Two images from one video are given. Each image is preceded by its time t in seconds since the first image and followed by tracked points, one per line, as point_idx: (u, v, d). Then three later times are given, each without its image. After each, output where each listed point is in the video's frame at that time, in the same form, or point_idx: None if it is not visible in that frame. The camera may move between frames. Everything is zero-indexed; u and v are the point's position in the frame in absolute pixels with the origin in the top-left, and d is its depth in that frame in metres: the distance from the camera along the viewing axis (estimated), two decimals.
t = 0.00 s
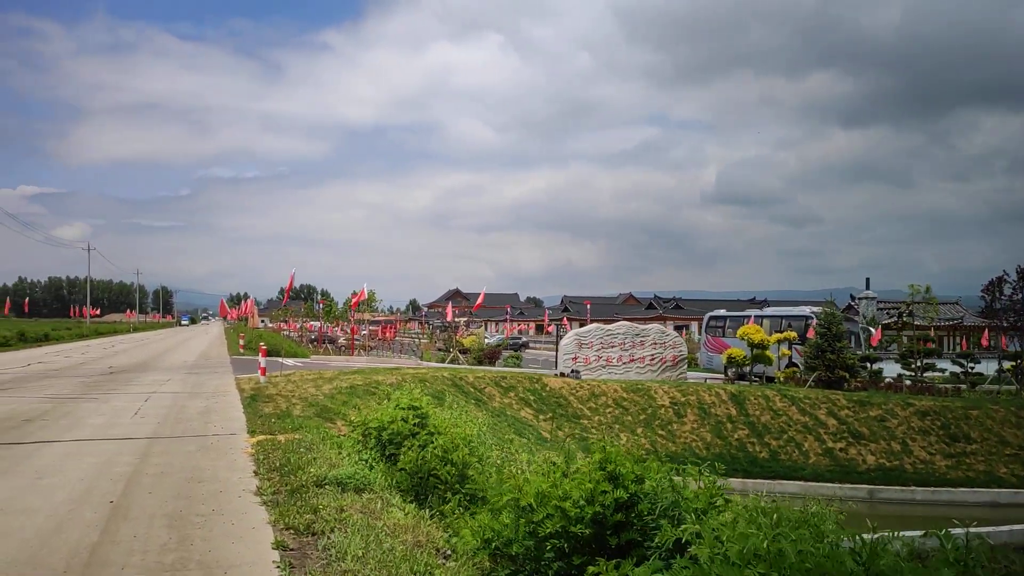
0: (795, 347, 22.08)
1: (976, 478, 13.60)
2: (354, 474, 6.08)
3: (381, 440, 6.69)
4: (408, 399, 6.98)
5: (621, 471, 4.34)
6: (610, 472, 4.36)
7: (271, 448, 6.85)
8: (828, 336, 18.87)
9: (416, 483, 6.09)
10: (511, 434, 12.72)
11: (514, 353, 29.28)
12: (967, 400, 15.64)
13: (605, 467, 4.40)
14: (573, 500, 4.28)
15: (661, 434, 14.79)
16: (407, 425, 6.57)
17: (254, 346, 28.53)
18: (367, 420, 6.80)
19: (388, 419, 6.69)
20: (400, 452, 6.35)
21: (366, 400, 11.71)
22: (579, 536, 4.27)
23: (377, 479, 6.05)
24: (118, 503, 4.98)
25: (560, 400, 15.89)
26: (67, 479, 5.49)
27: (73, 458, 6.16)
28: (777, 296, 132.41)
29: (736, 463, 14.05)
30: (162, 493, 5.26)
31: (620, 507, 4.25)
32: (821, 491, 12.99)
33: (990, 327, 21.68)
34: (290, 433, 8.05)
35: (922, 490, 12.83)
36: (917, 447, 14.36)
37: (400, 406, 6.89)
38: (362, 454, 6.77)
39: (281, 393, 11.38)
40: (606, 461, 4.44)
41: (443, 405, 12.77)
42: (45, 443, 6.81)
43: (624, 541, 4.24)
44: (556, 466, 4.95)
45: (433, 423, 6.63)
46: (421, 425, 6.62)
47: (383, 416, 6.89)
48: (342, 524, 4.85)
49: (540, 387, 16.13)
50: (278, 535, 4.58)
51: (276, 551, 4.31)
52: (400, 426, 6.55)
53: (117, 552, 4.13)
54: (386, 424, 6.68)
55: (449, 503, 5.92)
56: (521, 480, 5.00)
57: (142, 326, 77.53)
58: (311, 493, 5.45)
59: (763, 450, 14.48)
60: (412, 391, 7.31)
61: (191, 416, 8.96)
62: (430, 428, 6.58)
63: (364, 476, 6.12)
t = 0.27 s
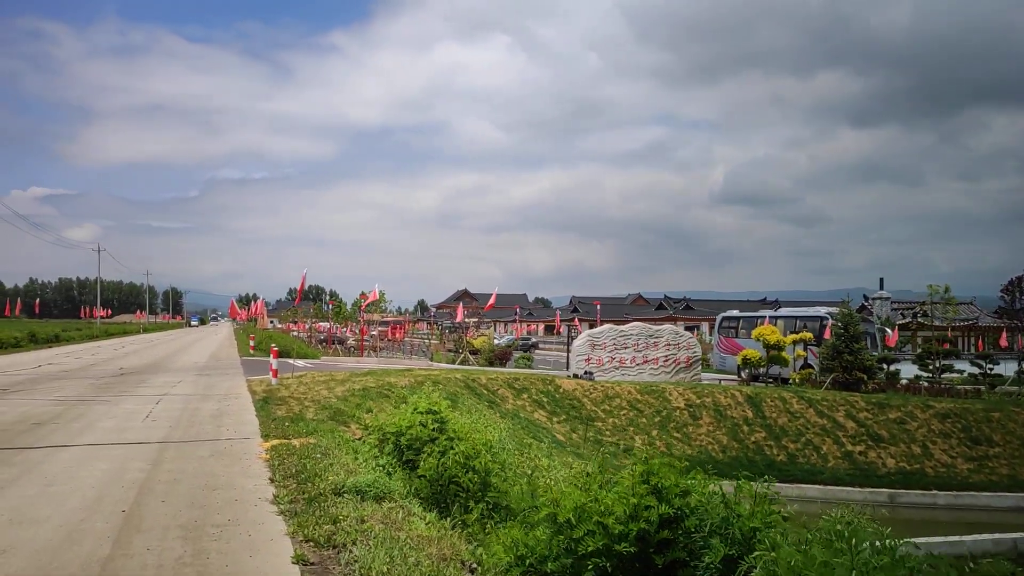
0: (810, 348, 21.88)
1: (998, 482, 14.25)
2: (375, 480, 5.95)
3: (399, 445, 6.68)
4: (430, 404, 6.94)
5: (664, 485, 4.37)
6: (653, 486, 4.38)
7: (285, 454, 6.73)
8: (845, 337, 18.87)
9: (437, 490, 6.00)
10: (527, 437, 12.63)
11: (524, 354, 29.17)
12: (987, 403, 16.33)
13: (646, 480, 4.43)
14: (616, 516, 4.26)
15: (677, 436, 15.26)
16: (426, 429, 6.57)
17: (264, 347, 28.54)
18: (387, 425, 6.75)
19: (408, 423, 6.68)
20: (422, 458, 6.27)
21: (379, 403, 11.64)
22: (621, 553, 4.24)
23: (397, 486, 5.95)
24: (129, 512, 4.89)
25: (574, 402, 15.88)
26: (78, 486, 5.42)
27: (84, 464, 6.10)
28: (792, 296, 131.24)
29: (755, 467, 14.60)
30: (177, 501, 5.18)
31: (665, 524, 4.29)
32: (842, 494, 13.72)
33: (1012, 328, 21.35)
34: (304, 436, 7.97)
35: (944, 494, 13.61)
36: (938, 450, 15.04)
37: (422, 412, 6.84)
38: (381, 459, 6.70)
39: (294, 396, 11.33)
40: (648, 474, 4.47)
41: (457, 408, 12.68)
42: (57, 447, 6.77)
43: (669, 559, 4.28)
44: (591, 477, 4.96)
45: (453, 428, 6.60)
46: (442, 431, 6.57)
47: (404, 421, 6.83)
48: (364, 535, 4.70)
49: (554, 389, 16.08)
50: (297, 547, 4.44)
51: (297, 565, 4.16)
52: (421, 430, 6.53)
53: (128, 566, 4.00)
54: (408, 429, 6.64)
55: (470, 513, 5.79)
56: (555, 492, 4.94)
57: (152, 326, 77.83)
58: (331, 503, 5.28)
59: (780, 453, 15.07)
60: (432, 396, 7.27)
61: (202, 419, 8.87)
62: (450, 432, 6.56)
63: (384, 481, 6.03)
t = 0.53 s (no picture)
0: (819, 348, 21.77)
1: (1014, 483, 14.31)
2: (385, 486, 5.79)
3: (410, 449, 6.60)
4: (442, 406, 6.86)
5: (700, 497, 4.04)
6: (689, 499, 4.05)
7: (292, 459, 6.63)
8: (855, 336, 19.05)
9: (451, 496, 5.95)
10: (536, 439, 12.51)
11: (529, 354, 29.08)
12: (1002, 403, 16.42)
13: (682, 493, 4.08)
14: (648, 531, 3.93)
15: (685, 437, 15.33)
16: (437, 432, 6.49)
17: (269, 347, 28.53)
18: (398, 428, 6.66)
19: (420, 427, 6.59)
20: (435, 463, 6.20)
21: (385, 405, 11.55)
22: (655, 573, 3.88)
23: (409, 492, 5.84)
24: (131, 522, 4.76)
25: (581, 403, 15.84)
26: (79, 494, 5.31)
27: (84, 470, 6.00)
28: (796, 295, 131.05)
29: (764, 468, 14.64)
30: (180, 509, 5.07)
31: (702, 539, 3.95)
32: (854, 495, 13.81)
33: None
34: (310, 440, 7.88)
35: (959, 496, 13.66)
36: (951, 451, 15.12)
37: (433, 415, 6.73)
38: (389, 463, 6.59)
39: (299, 397, 11.25)
40: (682, 486, 4.12)
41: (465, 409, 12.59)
42: (58, 452, 6.71)
43: None
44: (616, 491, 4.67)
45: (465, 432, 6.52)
46: (455, 434, 6.51)
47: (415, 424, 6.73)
48: (376, 548, 4.49)
49: (560, 389, 16.09)
50: (306, 559, 4.26)
51: None
52: (433, 434, 6.46)
53: None
54: (420, 433, 6.56)
55: (484, 519, 5.82)
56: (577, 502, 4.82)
57: (157, 327, 78.00)
58: (341, 511, 5.12)
59: (790, 454, 15.11)
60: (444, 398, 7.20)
61: (205, 422, 8.78)
62: (462, 435, 6.47)
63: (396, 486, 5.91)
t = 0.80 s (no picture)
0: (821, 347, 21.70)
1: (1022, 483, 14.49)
2: (390, 492, 5.66)
3: (414, 452, 6.55)
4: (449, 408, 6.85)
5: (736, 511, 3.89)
6: (724, 513, 3.91)
7: (291, 461, 6.50)
8: (861, 334, 19.10)
9: (457, 500, 5.81)
10: (539, 440, 12.41)
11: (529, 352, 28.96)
12: (1009, 400, 16.58)
13: (716, 506, 3.98)
14: (683, 549, 3.79)
15: (689, 437, 15.33)
16: (443, 435, 6.47)
17: (267, 346, 28.35)
18: (402, 430, 6.61)
19: (426, 429, 6.55)
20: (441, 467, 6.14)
21: (387, 404, 11.45)
22: None
23: (414, 498, 5.69)
24: (122, 530, 4.60)
25: (584, 403, 15.79)
26: (68, 500, 5.15)
27: (76, 474, 5.87)
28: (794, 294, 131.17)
29: (770, 468, 14.70)
30: (175, 515, 4.94)
31: (739, 557, 3.78)
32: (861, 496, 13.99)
33: None
34: (309, 441, 7.78)
35: (967, 497, 13.83)
36: (959, 451, 15.26)
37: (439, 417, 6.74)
38: (392, 466, 6.51)
39: (299, 397, 11.12)
40: (717, 498, 3.99)
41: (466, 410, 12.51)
42: (51, 454, 6.59)
43: None
44: (641, 505, 4.64)
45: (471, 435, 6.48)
46: (459, 437, 6.46)
47: (420, 427, 6.69)
48: (383, 557, 4.39)
49: (563, 388, 16.04)
50: (305, 571, 4.10)
51: None
52: (438, 438, 6.42)
53: None
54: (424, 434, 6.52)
55: (492, 526, 5.58)
56: (598, 514, 4.71)
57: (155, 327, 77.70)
58: (344, 518, 4.98)
59: (797, 454, 15.16)
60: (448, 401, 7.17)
61: (201, 423, 8.63)
62: (467, 439, 6.42)
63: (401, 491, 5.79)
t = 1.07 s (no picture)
0: (827, 349, 21.65)
1: None
2: (397, 503, 5.47)
3: (422, 459, 6.42)
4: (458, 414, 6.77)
5: (784, 535, 3.88)
6: (772, 537, 3.89)
7: (294, 469, 6.37)
8: (868, 338, 19.02)
9: (468, 509, 5.63)
10: (544, 444, 12.30)
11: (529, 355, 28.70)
12: (1012, 406, 16.98)
13: (764, 530, 3.97)
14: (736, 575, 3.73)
15: (694, 441, 15.39)
16: (452, 441, 6.38)
17: (266, 348, 28.22)
18: (409, 438, 6.50)
19: (434, 436, 6.45)
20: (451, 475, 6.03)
21: (389, 408, 11.34)
22: None
23: (423, 509, 5.51)
24: (118, 543, 4.45)
25: (587, 405, 15.85)
26: (62, 510, 5.02)
27: (71, 482, 5.75)
28: (793, 295, 131.37)
29: (776, 473, 14.79)
30: (174, 526, 4.81)
31: None
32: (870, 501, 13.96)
33: None
34: (312, 447, 7.65)
35: (978, 503, 13.81)
36: (968, 455, 15.54)
37: (449, 425, 6.67)
38: (399, 474, 6.40)
39: (300, 401, 11.02)
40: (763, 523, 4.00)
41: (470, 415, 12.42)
42: (45, 461, 6.47)
43: None
44: (675, 525, 4.56)
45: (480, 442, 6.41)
46: (467, 444, 6.37)
47: (428, 435, 6.57)
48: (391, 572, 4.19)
49: (566, 391, 16.14)
50: None
51: None
52: (447, 444, 6.32)
53: None
54: (432, 441, 6.42)
55: (506, 540, 5.42)
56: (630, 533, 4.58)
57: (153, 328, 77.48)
58: (351, 532, 4.79)
59: (804, 458, 15.28)
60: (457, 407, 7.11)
61: (199, 428, 8.54)
62: (477, 446, 6.35)
63: (410, 500, 5.65)
